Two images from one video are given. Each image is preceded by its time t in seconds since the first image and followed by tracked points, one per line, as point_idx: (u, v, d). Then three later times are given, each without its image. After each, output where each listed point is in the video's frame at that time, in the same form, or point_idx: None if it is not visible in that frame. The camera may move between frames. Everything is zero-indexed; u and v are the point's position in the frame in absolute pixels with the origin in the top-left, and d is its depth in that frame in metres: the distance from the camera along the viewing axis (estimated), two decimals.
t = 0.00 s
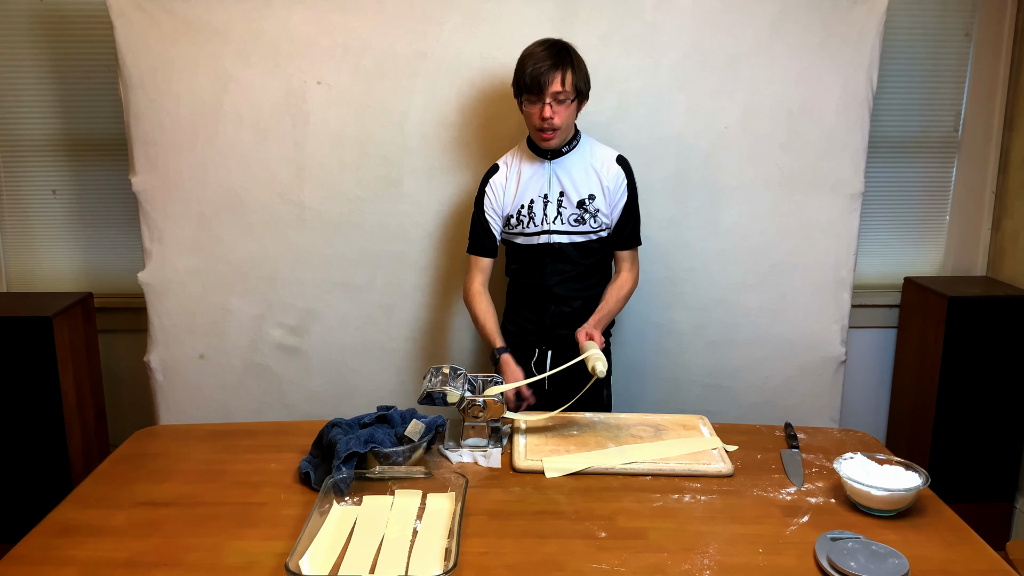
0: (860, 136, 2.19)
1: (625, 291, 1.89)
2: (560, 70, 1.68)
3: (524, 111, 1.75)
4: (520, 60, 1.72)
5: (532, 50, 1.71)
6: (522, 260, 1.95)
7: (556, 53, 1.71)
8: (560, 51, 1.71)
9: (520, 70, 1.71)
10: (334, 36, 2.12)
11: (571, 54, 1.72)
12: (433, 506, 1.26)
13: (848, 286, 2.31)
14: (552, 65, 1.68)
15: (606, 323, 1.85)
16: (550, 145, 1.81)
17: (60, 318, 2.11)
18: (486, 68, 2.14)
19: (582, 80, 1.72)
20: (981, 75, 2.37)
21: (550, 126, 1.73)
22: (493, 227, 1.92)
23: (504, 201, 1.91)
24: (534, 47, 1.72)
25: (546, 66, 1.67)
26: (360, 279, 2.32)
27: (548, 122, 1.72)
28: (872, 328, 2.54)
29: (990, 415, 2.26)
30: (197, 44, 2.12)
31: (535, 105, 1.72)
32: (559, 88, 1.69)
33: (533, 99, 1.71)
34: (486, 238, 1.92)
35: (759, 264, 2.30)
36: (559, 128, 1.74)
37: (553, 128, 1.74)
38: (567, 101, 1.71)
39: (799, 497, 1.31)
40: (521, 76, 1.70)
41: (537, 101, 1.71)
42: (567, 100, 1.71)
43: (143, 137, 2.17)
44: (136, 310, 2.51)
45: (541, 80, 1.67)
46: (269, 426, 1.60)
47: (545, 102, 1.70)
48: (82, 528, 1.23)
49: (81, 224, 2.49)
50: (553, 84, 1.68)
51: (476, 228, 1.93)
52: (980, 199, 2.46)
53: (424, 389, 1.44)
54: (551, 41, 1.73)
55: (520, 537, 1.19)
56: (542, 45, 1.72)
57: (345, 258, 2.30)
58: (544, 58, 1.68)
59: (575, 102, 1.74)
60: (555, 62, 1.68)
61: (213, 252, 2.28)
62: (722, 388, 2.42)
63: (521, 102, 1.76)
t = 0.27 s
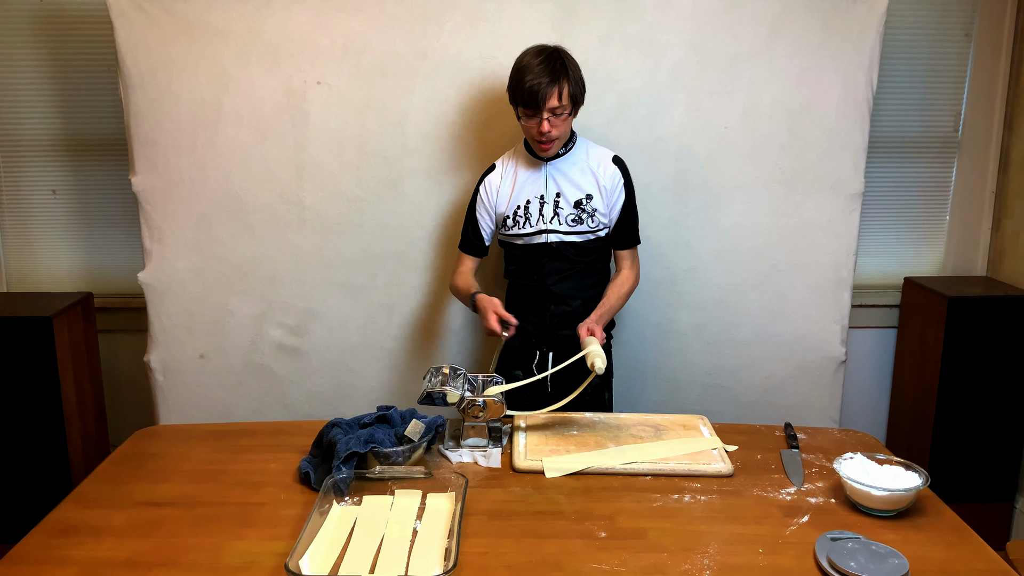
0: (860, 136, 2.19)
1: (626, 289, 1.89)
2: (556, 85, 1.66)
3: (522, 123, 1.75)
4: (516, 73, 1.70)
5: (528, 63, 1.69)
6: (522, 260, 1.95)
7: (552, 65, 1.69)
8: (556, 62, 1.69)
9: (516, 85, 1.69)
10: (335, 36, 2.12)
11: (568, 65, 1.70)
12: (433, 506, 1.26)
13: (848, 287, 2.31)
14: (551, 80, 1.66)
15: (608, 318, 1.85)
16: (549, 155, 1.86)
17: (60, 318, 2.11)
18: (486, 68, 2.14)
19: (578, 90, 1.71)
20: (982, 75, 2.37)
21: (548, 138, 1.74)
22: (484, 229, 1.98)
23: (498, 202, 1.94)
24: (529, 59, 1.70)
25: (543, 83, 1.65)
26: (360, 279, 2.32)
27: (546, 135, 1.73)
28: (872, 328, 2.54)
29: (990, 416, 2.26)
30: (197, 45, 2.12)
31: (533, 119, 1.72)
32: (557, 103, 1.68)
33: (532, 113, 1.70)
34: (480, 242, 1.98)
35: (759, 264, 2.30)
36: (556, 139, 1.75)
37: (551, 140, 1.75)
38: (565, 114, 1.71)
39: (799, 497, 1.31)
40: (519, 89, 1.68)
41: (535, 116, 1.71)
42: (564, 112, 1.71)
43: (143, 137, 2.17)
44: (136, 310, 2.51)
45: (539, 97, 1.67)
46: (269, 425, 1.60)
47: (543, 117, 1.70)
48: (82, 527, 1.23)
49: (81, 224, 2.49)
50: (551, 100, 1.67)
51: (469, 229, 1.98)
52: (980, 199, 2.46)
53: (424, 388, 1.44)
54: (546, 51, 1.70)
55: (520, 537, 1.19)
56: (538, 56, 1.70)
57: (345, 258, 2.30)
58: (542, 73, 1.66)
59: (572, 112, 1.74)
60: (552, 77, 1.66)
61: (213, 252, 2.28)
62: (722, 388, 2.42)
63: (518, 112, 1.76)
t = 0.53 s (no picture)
0: (861, 136, 2.19)
1: (623, 290, 1.88)
2: (554, 91, 1.66)
3: (519, 129, 1.75)
4: (512, 80, 1.69)
5: (524, 69, 1.68)
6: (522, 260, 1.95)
7: (549, 70, 1.69)
8: (552, 68, 1.68)
9: (513, 92, 1.68)
10: (335, 36, 2.12)
11: (565, 70, 1.70)
12: (433, 506, 1.26)
13: (847, 286, 2.31)
14: (548, 87, 1.66)
15: (606, 318, 1.85)
16: (546, 159, 1.86)
17: (60, 318, 2.11)
18: (486, 68, 2.14)
19: (575, 95, 1.72)
20: (982, 75, 2.36)
21: (546, 144, 1.75)
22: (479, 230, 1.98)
23: (495, 204, 1.94)
24: (525, 65, 1.69)
25: (540, 91, 1.65)
26: (360, 279, 2.32)
27: (544, 141, 1.73)
28: (872, 328, 2.54)
29: (990, 416, 2.26)
30: (197, 45, 2.12)
31: (531, 125, 1.72)
32: (554, 109, 1.68)
33: (530, 119, 1.70)
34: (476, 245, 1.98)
35: (759, 264, 2.30)
36: (554, 144, 1.76)
37: (548, 145, 1.76)
38: (562, 119, 1.72)
39: (799, 497, 1.31)
40: (516, 96, 1.68)
41: (533, 122, 1.71)
42: (561, 117, 1.72)
43: (142, 137, 2.17)
44: (136, 310, 2.51)
45: (537, 105, 1.66)
46: (269, 425, 1.60)
47: (540, 123, 1.70)
48: (82, 527, 1.23)
49: (81, 224, 2.49)
50: (548, 106, 1.67)
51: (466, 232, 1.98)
52: (980, 199, 2.46)
53: (424, 389, 1.44)
54: (541, 56, 1.70)
55: (520, 537, 1.19)
56: (534, 61, 1.70)
57: (345, 258, 2.30)
58: (540, 79, 1.66)
59: (568, 116, 1.74)
60: (549, 84, 1.66)
61: (213, 252, 2.28)
62: (722, 388, 2.42)
63: (514, 118, 1.76)
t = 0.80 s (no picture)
0: (861, 136, 2.19)
1: (622, 283, 1.89)
2: (552, 90, 1.67)
3: (516, 128, 1.75)
4: (510, 79, 1.70)
5: (522, 68, 1.68)
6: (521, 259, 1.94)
7: (547, 69, 1.69)
8: (550, 67, 1.69)
9: (511, 90, 1.69)
10: (335, 36, 2.12)
11: (562, 69, 1.70)
12: (433, 506, 1.26)
13: (847, 287, 2.31)
14: (546, 85, 1.66)
15: (603, 308, 1.84)
16: (544, 157, 1.84)
17: (60, 318, 2.11)
18: (486, 68, 2.14)
19: (572, 94, 1.72)
20: (982, 75, 2.36)
21: (543, 143, 1.75)
22: (481, 230, 1.99)
23: (493, 204, 1.95)
24: (523, 64, 1.69)
25: (538, 89, 1.65)
26: (360, 279, 2.32)
27: (540, 140, 1.74)
28: (872, 328, 2.54)
29: (990, 416, 2.26)
30: (197, 45, 2.12)
31: (528, 124, 1.72)
32: (552, 107, 1.69)
33: (528, 117, 1.71)
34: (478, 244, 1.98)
35: (759, 264, 2.30)
36: (551, 143, 1.76)
37: (545, 144, 1.76)
38: (559, 118, 1.72)
39: (799, 497, 1.31)
40: (514, 95, 1.68)
41: (530, 120, 1.71)
42: (558, 116, 1.72)
43: (142, 137, 2.17)
44: (136, 310, 2.51)
45: (534, 103, 1.67)
46: (269, 425, 1.60)
47: (538, 121, 1.70)
48: (82, 528, 1.23)
49: (81, 224, 2.49)
50: (546, 105, 1.68)
51: (469, 231, 1.99)
52: (980, 199, 2.46)
53: (424, 389, 1.44)
54: (539, 55, 1.70)
55: (520, 537, 1.19)
56: (532, 60, 1.70)
57: (344, 258, 2.30)
58: (537, 78, 1.66)
59: (565, 115, 1.75)
60: (547, 82, 1.66)
61: (213, 252, 2.28)
62: (722, 388, 2.42)
63: (512, 116, 1.76)
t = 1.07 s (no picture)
0: (861, 136, 2.19)
1: (623, 285, 1.90)
2: (541, 89, 1.64)
3: (510, 128, 1.74)
4: (499, 80, 1.67)
5: (510, 68, 1.65)
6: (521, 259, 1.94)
7: (535, 67, 1.65)
8: (537, 64, 1.65)
9: (501, 92, 1.66)
10: (335, 36, 2.12)
11: (551, 65, 1.66)
12: (433, 506, 1.26)
13: (847, 286, 2.31)
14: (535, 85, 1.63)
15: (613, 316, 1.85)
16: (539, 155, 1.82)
17: (60, 318, 2.11)
18: (486, 68, 2.14)
19: (563, 89, 1.69)
20: (982, 75, 2.37)
21: (538, 142, 1.73)
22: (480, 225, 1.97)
23: (491, 199, 1.93)
24: (510, 63, 1.66)
25: (527, 90, 1.63)
26: (360, 279, 2.32)
27: (535, 139, 1.72)
28: (872, 328, 2.54)
29: (990, 416, 2.26)
30: (197, 45, 2.12)
31: (521, 125, 1.70)
32: (543, 106, 1.66)
33: (519, 119, 1.69)
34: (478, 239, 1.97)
35: (759, 264, 2.30)
36: (546, 142, 1.74)
37: (540, 143, 1.74)
38: (552, 115, 1.70)
39: (799, 497, 1.31)
40: (504, 97, 1.66)
41: (522, 121, 1.69)
42: (551, 114, 1.69)
43: (143, 137, 2.18)
44: (136, 310, 2.51)
45: (524, 104, 1.64)
46: (269, 425, 1.60)
47: (530, 122, 1.69)
48: (82, 528, 1.23)
49: (80, 224, 2.49)
50: (536, 105, 1.65)
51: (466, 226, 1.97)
52: (980, 199, 2.46)
53: (424, 388, 1.43)
54: (526, 53, 1.67)
55: (520, 537, 1.19)
56: (519, 58, 1.66)
57: (345, 258, 2.30)
58: (526, 78, 1.63)
59: (558, 112, 1.72)
60: (535, 81, 1.63)
61: (213, 252, 2.28)
62: (722, 388, 2.42)
63: (505, 117, 1.74)
